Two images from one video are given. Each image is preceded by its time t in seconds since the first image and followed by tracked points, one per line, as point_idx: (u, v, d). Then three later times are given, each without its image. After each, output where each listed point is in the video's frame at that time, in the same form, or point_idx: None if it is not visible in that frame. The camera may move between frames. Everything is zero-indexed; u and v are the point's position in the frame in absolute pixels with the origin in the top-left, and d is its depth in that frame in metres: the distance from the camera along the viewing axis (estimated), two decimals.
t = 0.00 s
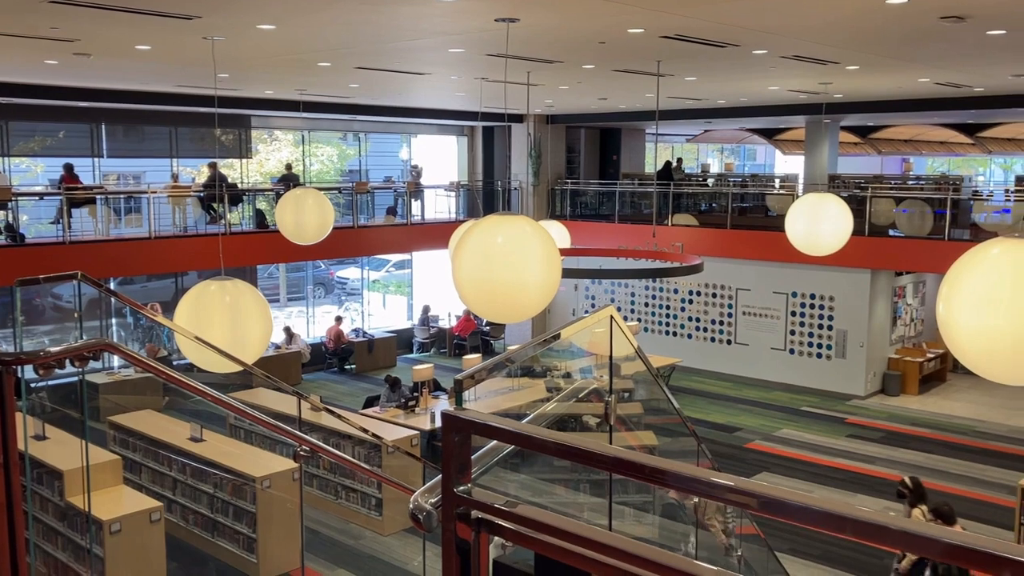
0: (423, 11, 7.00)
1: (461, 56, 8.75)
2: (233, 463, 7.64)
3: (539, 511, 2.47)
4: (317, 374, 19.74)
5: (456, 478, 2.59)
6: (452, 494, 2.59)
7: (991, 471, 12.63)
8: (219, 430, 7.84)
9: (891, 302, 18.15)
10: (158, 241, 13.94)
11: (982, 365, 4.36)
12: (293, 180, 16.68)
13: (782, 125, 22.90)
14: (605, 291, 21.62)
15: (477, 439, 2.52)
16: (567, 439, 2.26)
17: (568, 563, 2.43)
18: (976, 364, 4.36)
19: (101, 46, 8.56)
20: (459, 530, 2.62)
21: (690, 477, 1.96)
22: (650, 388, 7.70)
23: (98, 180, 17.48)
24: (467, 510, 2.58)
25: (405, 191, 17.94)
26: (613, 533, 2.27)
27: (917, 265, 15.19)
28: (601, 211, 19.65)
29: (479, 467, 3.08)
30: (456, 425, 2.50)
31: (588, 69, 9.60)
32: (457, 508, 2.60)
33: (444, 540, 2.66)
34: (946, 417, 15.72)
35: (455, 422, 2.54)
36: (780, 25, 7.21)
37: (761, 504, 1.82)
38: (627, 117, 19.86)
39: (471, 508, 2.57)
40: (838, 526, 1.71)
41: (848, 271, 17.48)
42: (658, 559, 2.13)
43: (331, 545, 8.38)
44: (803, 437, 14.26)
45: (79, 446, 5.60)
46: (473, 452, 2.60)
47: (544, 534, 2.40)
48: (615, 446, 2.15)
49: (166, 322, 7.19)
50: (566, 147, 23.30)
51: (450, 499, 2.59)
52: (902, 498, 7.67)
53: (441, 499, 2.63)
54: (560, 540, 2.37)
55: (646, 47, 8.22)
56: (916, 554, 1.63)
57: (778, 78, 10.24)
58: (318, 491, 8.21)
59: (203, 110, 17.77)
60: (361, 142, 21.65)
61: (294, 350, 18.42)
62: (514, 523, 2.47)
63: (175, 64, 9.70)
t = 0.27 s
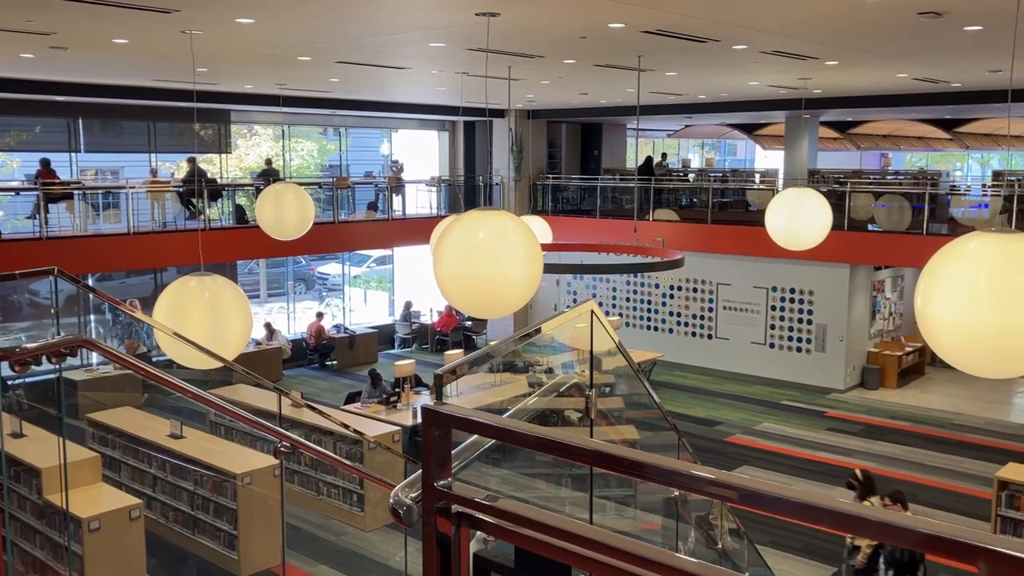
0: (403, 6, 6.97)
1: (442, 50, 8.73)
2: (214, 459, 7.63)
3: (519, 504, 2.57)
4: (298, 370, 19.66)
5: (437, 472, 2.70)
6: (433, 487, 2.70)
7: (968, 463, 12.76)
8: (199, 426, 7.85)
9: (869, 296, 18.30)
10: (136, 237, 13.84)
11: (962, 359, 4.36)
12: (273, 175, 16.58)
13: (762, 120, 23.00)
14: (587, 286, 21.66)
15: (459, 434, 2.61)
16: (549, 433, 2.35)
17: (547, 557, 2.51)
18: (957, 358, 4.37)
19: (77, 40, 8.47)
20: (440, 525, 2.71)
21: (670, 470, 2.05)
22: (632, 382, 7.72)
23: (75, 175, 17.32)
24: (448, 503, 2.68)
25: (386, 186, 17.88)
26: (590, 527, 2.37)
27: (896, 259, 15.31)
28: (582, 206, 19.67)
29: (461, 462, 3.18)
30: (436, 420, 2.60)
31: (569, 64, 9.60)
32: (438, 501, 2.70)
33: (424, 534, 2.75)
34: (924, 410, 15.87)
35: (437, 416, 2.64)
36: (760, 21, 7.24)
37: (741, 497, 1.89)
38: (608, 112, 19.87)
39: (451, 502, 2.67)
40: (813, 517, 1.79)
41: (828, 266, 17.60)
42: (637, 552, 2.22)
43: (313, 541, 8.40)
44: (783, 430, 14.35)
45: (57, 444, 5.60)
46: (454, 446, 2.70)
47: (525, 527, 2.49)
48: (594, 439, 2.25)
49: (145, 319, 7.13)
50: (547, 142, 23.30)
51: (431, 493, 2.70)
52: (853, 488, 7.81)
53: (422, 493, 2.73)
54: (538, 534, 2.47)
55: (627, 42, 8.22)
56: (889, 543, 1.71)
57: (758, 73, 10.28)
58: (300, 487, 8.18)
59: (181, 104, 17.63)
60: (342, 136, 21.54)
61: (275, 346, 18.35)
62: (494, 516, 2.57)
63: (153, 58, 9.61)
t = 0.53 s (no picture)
0: (381, 1, 6.95)
1: (421, 45, 8.71)
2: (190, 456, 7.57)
3: (498, 499, 2.65)
4: (278, 366, 19.58)
5: (416, 468, 2.78)
6: (412, 483, 2.78)
7: (945, 455, 12.89)
8: (178, 423, 7.89)
9: (847, 290, 18.44)
10: (113, 233, 13.70)
11: (935, 352, 4.40)
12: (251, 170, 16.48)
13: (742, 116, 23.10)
14: (568, 281, 21.70)
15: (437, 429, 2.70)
16: (526, 429, 2.43)
17: (524, 550, 2.62)
18: (930, 351, 4.40)
19: (52, 34, 8.39)
20: (418, 520, 2.80)
21: (650, 464, 2.14)
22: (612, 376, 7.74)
23: (51, 170, 17.12)
24: (426, 499, 2.76)
25: (365, 181, 17.88)
26: (567, 521, 2.47)
27: (873, 254, 15.43)
28: (563, 202, 19.66)
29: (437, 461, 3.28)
30: (414, 415, 2.69)
31: (548, 59, 9.61)
32: (417, 497, 2.78)
33: (403, 530, 2.84)
34: (901, 403, 16.02)
35: (415, 413, 2.72)
36: (738, 17, 7.26)
37: (721, 489, 1.97)
38: (589, 107, 19.89)
39: (429, 497, 2.75)
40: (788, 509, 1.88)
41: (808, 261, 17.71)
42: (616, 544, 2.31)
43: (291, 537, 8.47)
44: (761, 424, 14.45)
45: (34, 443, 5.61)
46: (432, 442, 2.78)
47: (502, 522, 2.59)
48: (572, 434, 2.33)
49: (123, 316, 7.06)
50: (527, 138, 23.30)
51: (409, 489, 2.77)
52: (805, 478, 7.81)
53: (401, 489, 2.81)
54: (516, 528, 2.57)
55: (606, 37, 8.23)
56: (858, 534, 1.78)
57: (736, 69, 10.33)
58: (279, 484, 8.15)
59: (158, 99, 17.48)
60: (321, 132, 21.43)
61: (254, 342, 18.27)
62: (473, 511, 2.65)
63: (130, 53, 9.54)
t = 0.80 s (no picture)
0: None
1: (400, 41, 8.68)
2: (168, 455, 7.47)
3: (476, 496, 2.67)
4: (256, 364, 19.50)
5: (394, 465, 2.78)
6: (389, 480, 2.78)
7: (921, 448, 13.01)
8: (157, 422, 7.83)
9: (825, 286, 18.56)
10: (89, 230, 13.55)
11: (911, 346, 4.41)
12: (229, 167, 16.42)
13: (721, 112, 23.20)
14: (548, 278, 21.73)
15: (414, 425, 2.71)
16: (505, 425, 2.45)
17: (504, 547, 2.62)
18: (908, 345, 4.42)
19: (26, 29, 8.28)
20: (397, 517, 2.81)
21: (628, 459, 2.15)
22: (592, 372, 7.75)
23: (26, 167, 16.87)
24: (404, 496, 2.77)
25: (345, 177, 17.75)
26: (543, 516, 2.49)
27: (851, 249, 15.55)
28: (543, 198, 19.66)
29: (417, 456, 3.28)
30: (391, 411, 2.70)
31: (528, 55, 9.61)
32: (395, 494, 2.79)
33: (381, 527, 2.84)
34: (879, 397, 16.16)
35: (393, 409, 2.72)
36: (717, 13, 7.27)
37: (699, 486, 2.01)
38: (568, 104, 19.89)
39: (407, 494, 2.76)
40: (766, 503, 1.90)
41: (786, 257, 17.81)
42: (590, 539, 2.34)
43: (270, 535, 8.45)
44: (740, 418, 14.53)
45: (7, 443, 5.51)
46: (410, 439, 2.78)
47: (483, 519, 2.60)
48: (554, 431, 2.34)
49: (99, 313, 7.00)
50: (507, 134, 23.29)
51: (388, 486, 2.78)
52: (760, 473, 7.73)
53: (379, 486, 2.82)
54: (494, 524, 2.58)
55: (585, 33, 8.22)
56: (835, 528, 1.81)
57: (714, 66, 10.37)
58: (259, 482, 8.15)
59: (134, 95, 17.31)
60: (300, 128, 21.30)
61: (233, 340, 18.21)
62: (452, 509, 2.67)
63: (106, 48, 9.44)
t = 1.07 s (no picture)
0: None
1: (376, 37, 8.64)
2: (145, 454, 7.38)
3: (452, 494, 2.70)
4: (233, 362, 19.39)
5: (370, 463, 2.81)
6: (365, 478, 2.81)
7: (896, 441, 13.15)
8: (133, 421, 7.81)
9: (801, 281, 18.70)
10: (62, 229, 13.40)
11: (884, 340, 4.45)
12: (204, 164, 16.30)
13: (699, 109, 23.29)
14: (526, 275, 21.75)
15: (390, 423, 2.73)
16: (482, 422, 2.48)
17: (483, 544, 2.63)
18: (884, 339, 4.45)
19: None
20: (373, 515, 2.83)
21: (607, 456, 2.19)
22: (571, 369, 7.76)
23: None
24: (381, 494, 2.80)
25: (322, 174, 17.64)
26: (520, 514, 2.52)
27: (827, 245, 15.66)
28: (522, 195, 19.64)
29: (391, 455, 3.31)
30: (368, 409, 2.71)
31: (505, 52, 9.60)
32: (371, 492, 2.81)
33: (357, 525, 2.86)
34: (855, 391, 16.30)
35: (368, 407, 2.75)
36: (694, 10, 7.30)
37: (678, 481, 2.05)
38: (546, 100, 19.90)
39: (384, 492, 2.79)
40: (746, 499, 1.95)
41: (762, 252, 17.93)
42: (568, 536, 2.37)
43: (248, 534, 8.41)
44: (717, 414, 14.61)
45: None
46: (386, 437, 2.81)
47: (461, 516, 2.61)
48: (529, 428, 2.38)
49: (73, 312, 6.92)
50: (485, 131, 23.27)
51: (364, 485, 2.81)
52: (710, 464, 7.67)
53: (355, 485, 2.84)
54: (471, 521, 2.59)
55: (562, 30, 8.23)
56: (812, 523, 1.86)
57: (691, 63, 10.41)
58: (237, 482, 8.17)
59: (108, 92, 17.12)
60: (276, 125, 21.16)
61: (209, 339, 18.11)
62: (428, 506, 2.69)
63: (79, 44, 9.33)
